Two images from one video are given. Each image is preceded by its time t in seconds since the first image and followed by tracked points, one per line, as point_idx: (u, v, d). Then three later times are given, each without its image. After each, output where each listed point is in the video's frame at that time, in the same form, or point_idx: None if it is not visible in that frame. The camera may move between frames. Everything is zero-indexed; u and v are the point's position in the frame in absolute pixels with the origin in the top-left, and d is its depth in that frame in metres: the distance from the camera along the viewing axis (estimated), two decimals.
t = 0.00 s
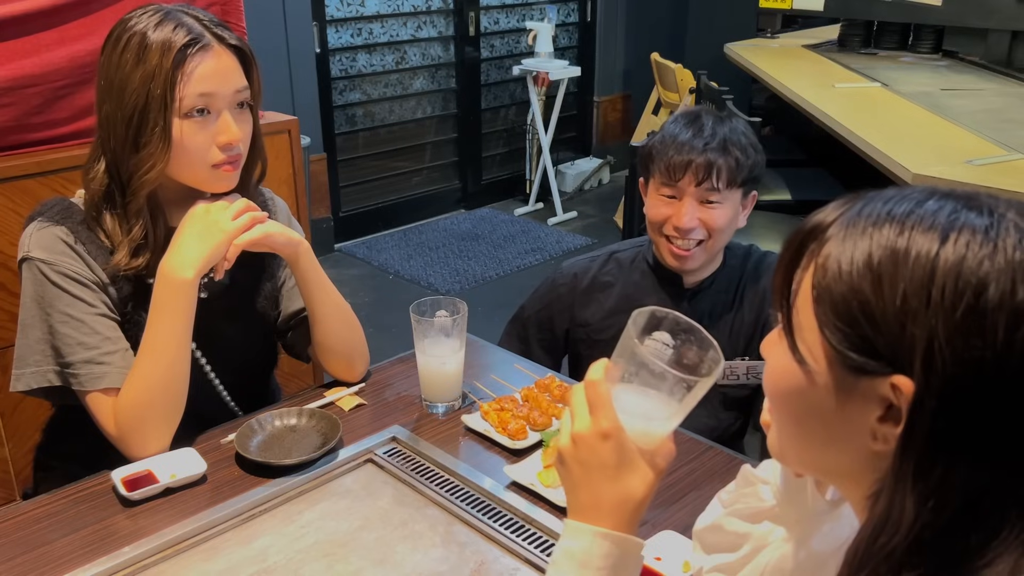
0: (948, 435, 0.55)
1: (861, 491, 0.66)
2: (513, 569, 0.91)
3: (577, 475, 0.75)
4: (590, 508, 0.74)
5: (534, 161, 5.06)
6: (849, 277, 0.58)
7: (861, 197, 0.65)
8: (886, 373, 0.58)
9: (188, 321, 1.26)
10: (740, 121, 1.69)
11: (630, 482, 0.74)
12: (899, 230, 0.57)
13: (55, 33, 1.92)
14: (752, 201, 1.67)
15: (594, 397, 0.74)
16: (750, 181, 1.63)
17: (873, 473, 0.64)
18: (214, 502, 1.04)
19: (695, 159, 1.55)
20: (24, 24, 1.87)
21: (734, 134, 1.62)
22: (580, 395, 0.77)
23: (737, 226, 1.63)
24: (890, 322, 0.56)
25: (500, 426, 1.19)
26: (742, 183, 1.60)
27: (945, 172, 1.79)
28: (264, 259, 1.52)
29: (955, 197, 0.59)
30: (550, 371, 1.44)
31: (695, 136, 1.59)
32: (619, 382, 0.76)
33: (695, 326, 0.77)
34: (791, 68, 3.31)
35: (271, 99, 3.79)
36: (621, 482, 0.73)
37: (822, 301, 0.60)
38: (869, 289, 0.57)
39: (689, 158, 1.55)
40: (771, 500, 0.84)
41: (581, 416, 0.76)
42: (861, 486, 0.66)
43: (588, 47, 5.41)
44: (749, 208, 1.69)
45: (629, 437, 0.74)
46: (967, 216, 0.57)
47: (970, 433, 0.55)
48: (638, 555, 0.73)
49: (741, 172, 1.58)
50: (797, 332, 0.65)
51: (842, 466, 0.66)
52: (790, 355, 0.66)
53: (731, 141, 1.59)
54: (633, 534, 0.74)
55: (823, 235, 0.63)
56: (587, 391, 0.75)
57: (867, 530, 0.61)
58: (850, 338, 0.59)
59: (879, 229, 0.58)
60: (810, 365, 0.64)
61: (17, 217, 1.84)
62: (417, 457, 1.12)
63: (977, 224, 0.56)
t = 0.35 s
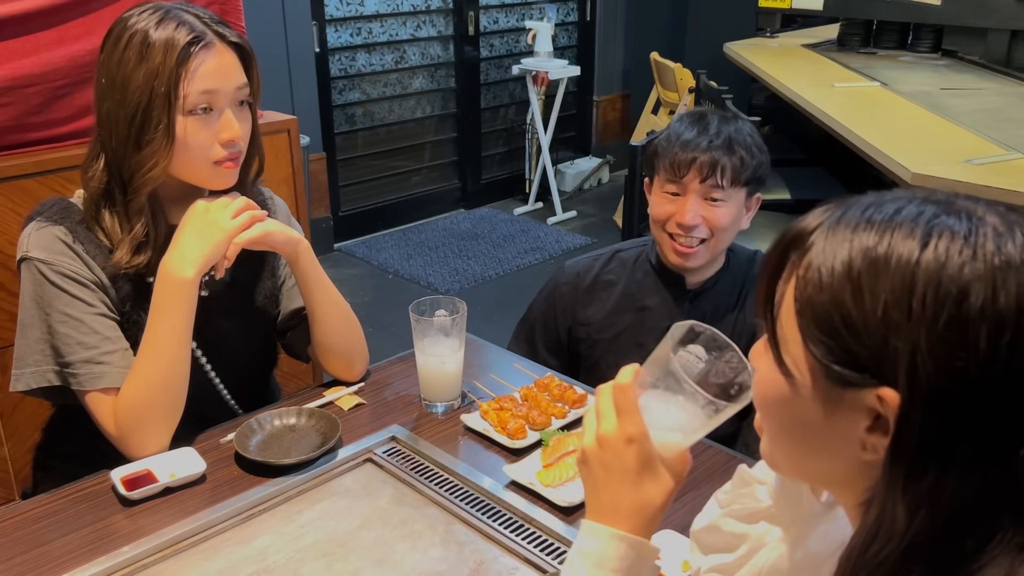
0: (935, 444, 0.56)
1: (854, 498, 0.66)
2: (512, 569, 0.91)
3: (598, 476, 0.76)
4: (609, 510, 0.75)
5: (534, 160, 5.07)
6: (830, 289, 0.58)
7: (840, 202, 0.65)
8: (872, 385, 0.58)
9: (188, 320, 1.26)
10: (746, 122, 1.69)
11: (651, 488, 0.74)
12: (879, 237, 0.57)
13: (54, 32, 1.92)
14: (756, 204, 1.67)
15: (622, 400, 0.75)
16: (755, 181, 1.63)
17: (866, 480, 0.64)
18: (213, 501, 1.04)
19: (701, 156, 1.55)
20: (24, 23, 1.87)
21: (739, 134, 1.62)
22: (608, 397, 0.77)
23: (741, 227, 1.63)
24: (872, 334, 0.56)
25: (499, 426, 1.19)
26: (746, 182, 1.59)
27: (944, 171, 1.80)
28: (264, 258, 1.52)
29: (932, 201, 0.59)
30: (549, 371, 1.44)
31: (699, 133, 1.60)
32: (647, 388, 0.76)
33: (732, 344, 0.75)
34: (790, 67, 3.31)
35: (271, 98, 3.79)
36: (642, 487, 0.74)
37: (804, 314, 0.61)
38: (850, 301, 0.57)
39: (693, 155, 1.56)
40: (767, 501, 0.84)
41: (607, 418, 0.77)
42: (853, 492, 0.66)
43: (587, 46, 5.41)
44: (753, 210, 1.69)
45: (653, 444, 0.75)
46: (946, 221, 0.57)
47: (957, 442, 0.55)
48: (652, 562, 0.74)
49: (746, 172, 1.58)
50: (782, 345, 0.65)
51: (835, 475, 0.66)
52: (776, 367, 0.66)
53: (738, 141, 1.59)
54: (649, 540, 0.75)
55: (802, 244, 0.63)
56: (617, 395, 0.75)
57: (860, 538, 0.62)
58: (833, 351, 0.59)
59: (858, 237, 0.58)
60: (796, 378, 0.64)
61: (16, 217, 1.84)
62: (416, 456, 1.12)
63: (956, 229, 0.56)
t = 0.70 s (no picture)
0: (921, 450, 0.56)
1: (846, 502, 0.66)
2: (511, 568, 0.91)
3: (600, 477, 0.76)
4: (611, 512, 0.74)
5: (533, 159, 5.08)
6: (814, 295, 0.59)
7: (827, 205, 0.65)
8: (858, 392, 0.58)
9: (187, 320, 1.26)
10: (752, 129, 1.67)
11: (654, 491, 0.74)
12: (862, 242, 0.57)
13: (54, 32, 1.92)
14: (753, 210, 1.66)
15: (627, 401, 0.75)
16: (746, 184, 1.61)
17: (857, 485, 0.64)
18: (213, 501, 1.04)
19: (678, 153, 1.57)
20: (23, 23, 1.87)
21: (734, 135, 1.61)
22: (612, 396, 0.77)
23: (730, 231, 1.62)
24: (856, 341, 0.57)
25: (498, 426, 1.19)
26: (731, 184, 1.58)
27: (942, 171, 1.80)
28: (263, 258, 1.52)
29: (916, 204, 0.59)
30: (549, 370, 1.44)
31: (687, 130, 1.61)
32: (653, 389, 0.77)
33: (740, 351, 0.77)
34: (790, 67, 3.31)
35: (270, 97, 3.79)
36: (645, 490, 0.74)
37: (790, 322, 0.61)
38: (834, 307, 0.57)
39: (673, 150, 1.58)
40: (764, 501, 0.84)
41: (612, 419, 0.76)
42: (845, 497, 0.66)
43: (587, 46, 5.41)
44: (751, 217, 1.67)
45: (656, 446, 0.75)
46: (930, 224, 0.57)
47: (943, 447, 0.55)
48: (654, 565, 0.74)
49: (730, 173, 1.57)
50: (770, 351, 0.65)
51: (826, 481, 0.66)
52: (764, 374, 0.67)
53: (723, 141, 1.58)
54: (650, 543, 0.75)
55: (788, 250, 0.63)
56: (620, 396, 0.76)
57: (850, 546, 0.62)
58: (818, 358, 0.59)
59: (843, 242, 0.58)
60: (784, 384, 0.64)
61: (15, 216, 1.84)
62: (415, 456, 1.12)
63: (939, 233, 0.56)
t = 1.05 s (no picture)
0: (888, 442, 0.57)
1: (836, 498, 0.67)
2: (511, 568, 0.91)
3: (601, 478, 0.75)
4: (612, 512, 0.74)
5: (533, 158, 5.08)
6: (796, 286, 0.60)
7: (830, 198, 0.66)
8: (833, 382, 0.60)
9: (187, 320, 1.26)
10: (747, 127, 1.67)
11: (655, 491, 0.74)
12: (846, 235, 0.58)
13: (53, 31, 1.92)
14: (747, 208, 1.66)
15: (628, 401, 0.75)
16: (738, 182, 1.61)
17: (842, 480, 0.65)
18: (212, 501, 1.04)
19: (669, 150, 1.58)
20: (23, 22, 1.87)
21: (727, 133, 1.61)
22: (613, 397, 0.77)
23: (725, 230, 1.61)
24: (831, 332, 0.58)
25: (497, 425, 1.19)
26: (723, 181, 1.58)
27: (941, 170, 1.79)
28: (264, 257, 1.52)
29: (910, 200, 0.60)
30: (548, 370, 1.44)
31: (679, 128, 1.61)
32: (652, 391, 0.78)
33: (739, 350, 0.76)
34: (790, 66, 3.31)
35: (270, 96, 3.79)
36: (645, 489, 0.74)
37: (775, 311, 0.63)
38: (812, 298, 0.59)
39: (665, 148, 1.59)
40: (768, 497, 0.83)
41: (612, 419, 0.77)
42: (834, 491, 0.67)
43: (587, 45, 5.41)
44: (746, 215, 1.67)
45: (658, 446, 0.75)
46: (917, 218, 0.57)
47: (912, 441, 0.56)
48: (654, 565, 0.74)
49: (721, 170, 1.57)
50: (761, 341, 0.67)
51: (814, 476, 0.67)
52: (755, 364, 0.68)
53: (715, 138, 1.58)
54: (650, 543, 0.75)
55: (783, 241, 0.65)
56: (620, 396, 0.76)
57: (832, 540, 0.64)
58: (797, 348, 0.61)
59: (828, 234, 0.59)
60: (769, 375, 0.66)
61: (13, 214, 1.84)
62: (415, 455, 1.12)
63: (923, 227, 0.56)
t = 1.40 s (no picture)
0: (860, 435, 0.58)
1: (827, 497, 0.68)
2: (510, 567, 0.91)
3: (598, 476, 0.76)
4: (607, 510, 0.74)
5: (533, 157, 5.09)
6: (781, 280, 0.62)
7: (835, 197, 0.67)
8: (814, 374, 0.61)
9: (186, 320, 1.26)
10: (747, 127, 1.67)
11: (651, 487, 0.74)
12: (832, 230, 0.60)
13: (52, 30, 1.92)
14: (746, 209, 1.66)
15: (620, 400, 0.76)
16: (736, 182, 1.61)
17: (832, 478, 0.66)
18: (212, 500, 1.04)
19: (666, 149, 1.58)
20: (23, 21, 1.88)
21: (725, 132, 1.61)
22: (607, 398, 0.78)
23: (723, 229, 1.61)
24: (810, 324, 0.59)
25: (497, 424, 1.19)
26: (721, 181, 1.58)
27: (940, 169, 1.79)
28: (263, 256, 1.52)
29: (903, 198, 0.60)
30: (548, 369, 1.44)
31: (677, 127, 1.62)
32: (646, 391, 0.77)
33: (729, 346, 0.77)
34: (789, 65, 3.32)
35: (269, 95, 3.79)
36: (641, 485, 0.74)
37: (764, 305, 0.64)
38: (795, 291, 0.61)
39: (663, 147, 1.59)
40: (772, 497, 0.83)
41: (606, 419, 0.77)
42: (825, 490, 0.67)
43: (586, 44, 5.41)
44: (745, 215, 1.67)
45: (654, 443, 0.75)
46: (904, 215, 0.58)
47: (885, 435, 0.57)
48: (653, 561, 0.74)
49: (718, 170, 1.57)
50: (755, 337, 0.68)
51: (803, 472, 0.67)
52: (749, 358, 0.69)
53: (712, 138, 1.59)
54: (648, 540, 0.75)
55: (780, 238, 0.66)
56: (613, 395, 0.76)
57: (818, 533, 0.65)
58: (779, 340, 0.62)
59: (817, 230, 0.61)
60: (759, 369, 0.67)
61: (12, 213, 1.84)
62: (414, 454, 1.12)
63: (908, 224, 0.57)
